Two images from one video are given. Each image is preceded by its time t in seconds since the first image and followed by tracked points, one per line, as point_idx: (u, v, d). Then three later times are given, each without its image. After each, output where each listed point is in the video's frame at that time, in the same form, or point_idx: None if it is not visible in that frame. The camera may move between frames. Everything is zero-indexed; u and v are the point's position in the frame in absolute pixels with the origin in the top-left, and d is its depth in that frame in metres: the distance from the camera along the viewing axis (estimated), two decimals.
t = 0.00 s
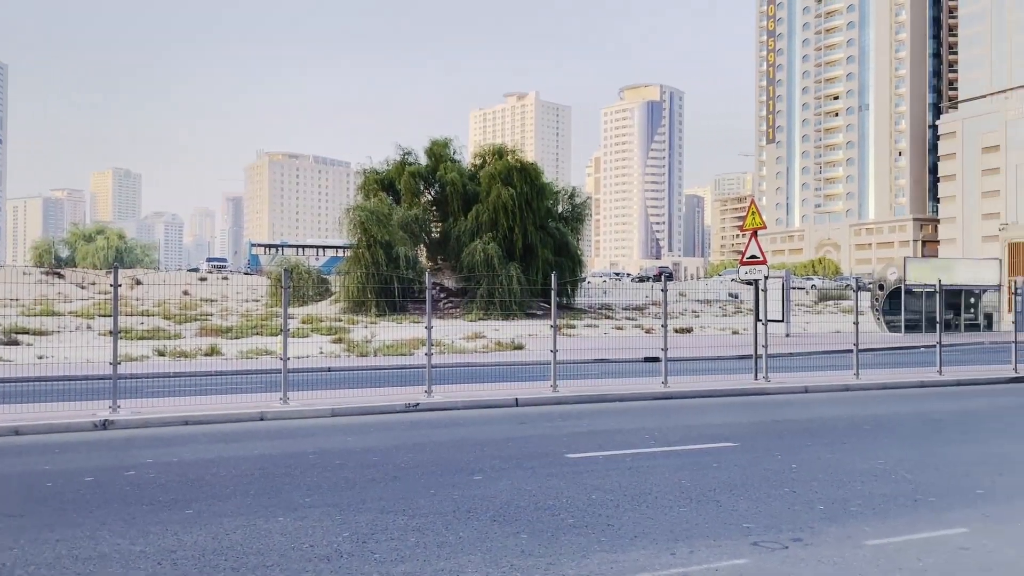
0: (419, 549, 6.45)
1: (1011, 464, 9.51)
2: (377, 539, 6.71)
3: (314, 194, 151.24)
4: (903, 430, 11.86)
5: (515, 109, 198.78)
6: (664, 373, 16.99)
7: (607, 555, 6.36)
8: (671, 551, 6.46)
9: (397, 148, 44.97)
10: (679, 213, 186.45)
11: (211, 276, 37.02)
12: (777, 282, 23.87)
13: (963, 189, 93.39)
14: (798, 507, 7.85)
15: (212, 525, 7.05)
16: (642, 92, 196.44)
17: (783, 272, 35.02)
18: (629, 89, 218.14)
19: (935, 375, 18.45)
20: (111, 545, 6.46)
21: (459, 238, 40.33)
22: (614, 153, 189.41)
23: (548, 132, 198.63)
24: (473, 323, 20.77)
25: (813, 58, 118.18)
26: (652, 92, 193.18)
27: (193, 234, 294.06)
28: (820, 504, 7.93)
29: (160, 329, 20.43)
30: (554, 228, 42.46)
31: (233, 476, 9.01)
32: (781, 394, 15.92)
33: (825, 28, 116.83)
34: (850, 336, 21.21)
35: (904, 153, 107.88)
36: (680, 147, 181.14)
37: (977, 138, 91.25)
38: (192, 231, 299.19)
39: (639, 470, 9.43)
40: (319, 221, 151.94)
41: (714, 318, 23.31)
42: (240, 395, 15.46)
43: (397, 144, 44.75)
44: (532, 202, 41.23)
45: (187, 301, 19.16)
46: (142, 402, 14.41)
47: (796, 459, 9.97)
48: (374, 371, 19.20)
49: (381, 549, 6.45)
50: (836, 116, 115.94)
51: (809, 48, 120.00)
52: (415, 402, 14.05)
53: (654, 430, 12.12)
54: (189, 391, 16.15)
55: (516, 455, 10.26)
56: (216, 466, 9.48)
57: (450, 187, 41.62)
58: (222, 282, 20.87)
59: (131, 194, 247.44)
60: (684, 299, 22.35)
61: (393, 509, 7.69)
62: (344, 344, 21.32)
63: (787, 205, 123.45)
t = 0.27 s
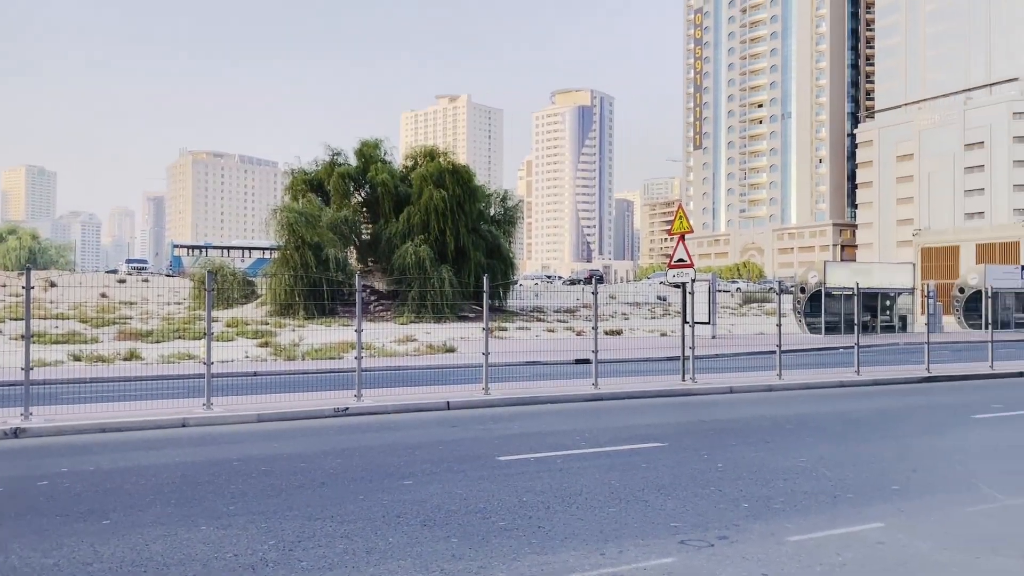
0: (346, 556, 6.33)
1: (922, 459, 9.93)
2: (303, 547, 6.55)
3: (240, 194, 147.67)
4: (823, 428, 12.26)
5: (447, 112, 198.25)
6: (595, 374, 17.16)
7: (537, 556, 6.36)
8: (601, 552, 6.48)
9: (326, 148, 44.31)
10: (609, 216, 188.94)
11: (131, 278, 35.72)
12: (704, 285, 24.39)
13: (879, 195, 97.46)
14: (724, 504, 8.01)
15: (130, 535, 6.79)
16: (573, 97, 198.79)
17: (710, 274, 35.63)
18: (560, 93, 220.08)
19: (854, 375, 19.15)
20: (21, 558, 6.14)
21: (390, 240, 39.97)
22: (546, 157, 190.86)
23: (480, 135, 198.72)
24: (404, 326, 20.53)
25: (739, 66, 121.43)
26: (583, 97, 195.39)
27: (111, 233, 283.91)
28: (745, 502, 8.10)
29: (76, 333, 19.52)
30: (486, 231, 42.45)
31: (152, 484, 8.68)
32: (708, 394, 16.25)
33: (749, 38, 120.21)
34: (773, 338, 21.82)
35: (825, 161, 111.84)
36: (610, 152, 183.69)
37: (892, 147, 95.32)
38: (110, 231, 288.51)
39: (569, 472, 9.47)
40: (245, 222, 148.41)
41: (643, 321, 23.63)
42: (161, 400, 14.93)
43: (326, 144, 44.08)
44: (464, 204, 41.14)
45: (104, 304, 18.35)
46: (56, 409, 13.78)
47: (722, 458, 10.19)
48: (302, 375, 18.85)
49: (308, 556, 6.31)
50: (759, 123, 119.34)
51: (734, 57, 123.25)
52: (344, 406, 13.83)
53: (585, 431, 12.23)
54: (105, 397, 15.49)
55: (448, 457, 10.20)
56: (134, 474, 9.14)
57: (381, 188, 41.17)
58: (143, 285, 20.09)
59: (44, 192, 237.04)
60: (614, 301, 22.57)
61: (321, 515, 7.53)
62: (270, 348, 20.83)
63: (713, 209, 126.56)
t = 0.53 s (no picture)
0: (274, 565, 6.18)
1: (843, 457, 10.27)
2: (230, 556, 6.36)
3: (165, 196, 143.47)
4: (748, 428, 12.55)
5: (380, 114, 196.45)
6: (528, 378, 17.19)
7: (470, 561, 6.32)
8: (534, 555, 6.48)
9: (255, 148, 43.37)
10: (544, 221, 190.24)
11: (48, 281, 34.30)
12: (636, 288, 24.69)
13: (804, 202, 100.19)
14: (654, 505, 8.11)
15: (44, 548, 6.48)
16: (508, 101, 199.44)
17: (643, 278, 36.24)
18: (495, 97, 220.48)
19: (780, 377, 19.66)
20: None
21: (322, 243, 39.35)
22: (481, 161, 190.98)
23: (415, 137, 197.55)
24: (336, 330, 20.16)
25: (671, 74, 123.86)
26: (518, 102, 196.27)
27: (28, 234, 272.04)
28: (676, 503, 8.21)
29: None
30: (421, 234, 42.16)
31: (69, 494, 8.32)
32: (640, 397, 16.48)
33: (680, 47, 122.73)
34: (703, 341, 22.23)
35: (752, 168, 114.63)
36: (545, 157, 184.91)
37: (817, 155, 98.32)
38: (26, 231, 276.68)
39: (503, 475, 9.46)
40: (171, 225, 144.28)
41: (577, 325, 23.75)
42: (80, 408, 14.33)
43: (256, 144, 43.12)
44: (398, 207, 40.77)
45: (19, 309, 17.46)
46: None
47: (653, 460, 10.31)
48: (230, 381, 18.35)
49: (235, 566, 6.14)
50: (690, 131, 121.88)
51: (666, 66, 125.70)
52: (273, 412, 13.54)
53: (519, 435, 12.24)
54: (19, 405, 14.80)
55: (380, 463, 10.07)
56: (50, 484, 8.75)
57: (313, 190, 40.50)
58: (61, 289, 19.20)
59: None
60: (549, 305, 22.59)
61: (249, 524, 7.33)
62: (197, 354, 20.16)
63: (646, 215, 128.64)
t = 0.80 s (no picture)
0: None
1: (774, 458, 10.54)
2: (160, 568, 6.18)
3: (93, 196, 138.79)
4: (683, 431, 12.78)
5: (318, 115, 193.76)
6: (468, 382, 17.15)
7: (408, 567, 6.28)
8: (471, 560, 6.47)
9: (188, 148, 42.28)
10: (484, 224, 190.43)
11: None
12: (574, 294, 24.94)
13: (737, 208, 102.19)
14: (592, 509, 8.18)
15: None
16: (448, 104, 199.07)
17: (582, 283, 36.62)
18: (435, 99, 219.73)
19: (713, 380, 20.06)
20: None
21: (257, 246, 38.60)
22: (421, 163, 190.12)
23: (353, 139, 195.52)
24: (271, 334, 19.70)
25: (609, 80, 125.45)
26: (458, 105, 196.07)
27: None
28: (613, 505, 8.30)
29: None
30: (359, 236, 41.71)
31: None
32: (578, 401, 16.58)
33: (618, 54, 124.36)
34: (640, 345, 22.57)
35: (688, 174, 116.87)
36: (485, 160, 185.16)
37: (750, 163, 100.60)
38: None
39: (440, 481, 9.41)
40: (98, 226, 139.57)
41: (516, 329, 23.77)
42: None
43: (187, 144, 42.05)
44: (336, 210, 40.26)
45: None
46: None
47: (591, 463, 10.40)
48: (159, 388, 17.75)
49: None
50: (628, 137, 123.60)
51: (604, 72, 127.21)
52: (205, 418, 13.20)
53: (457, 439, 12.20)
54: None
55: (316, 470, 9.92)
56: None
57: (247, 191, 39.68)
58: None
59: None
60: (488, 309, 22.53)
61: (180, 534, 7.13)
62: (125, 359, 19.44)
63: (585, 219, 129.84)
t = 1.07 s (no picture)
0: None
1: (713, 461, 10.68)
2: None
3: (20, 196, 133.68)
4: (624, 434, 12.87)
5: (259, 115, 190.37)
6: (411, 387, 16.99)
7: None
8: (412, 568, 6.37)
9: (122, 148, 41.09)
10: (429, 228, 189.62)
11: None
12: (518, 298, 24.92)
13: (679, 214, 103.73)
14: (533, 513, 8.16)
15: None
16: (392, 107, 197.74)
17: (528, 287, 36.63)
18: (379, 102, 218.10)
19: (655, 384, 20.26)
20: None
21: (194, 248, 37.68)
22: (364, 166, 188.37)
23: (295, 140, 192.67)
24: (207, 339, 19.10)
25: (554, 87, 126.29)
26: (402, 108, 194.87)
27: None
28: (555, 510, 8.29)
29: None
30: (299, 239, 41.08)
31: None
32: (522, 405, 16.57)
33: (563, 60, 125.28)
34: (583, 349, 22.70)
35: (631, 180, 118.44)
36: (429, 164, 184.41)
37: (691, 170, 102.30)
38: None
39: (381, 487, 9.28)
40: (26, 227, 134.55)
41: (461, 334, 23.58)
42: None
43: (122, 143, 40.87)
44: (276, 212, 39.59)
45: None
46: None
47: (534, 468, 10.37)
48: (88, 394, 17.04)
49: None
50: (572, 142, 124.56)
51: (549, 78, 127.95)
52: (138, 425, 12.78)
53: (399, 445, 12.05)
54: None
55: (253, 478, 9.68)
56: None
57: (184, 192, 38.72)
58: None
59: None
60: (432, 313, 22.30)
61: (108, 546, 6.86)
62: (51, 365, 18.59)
63: (529, 224, 130.33)
